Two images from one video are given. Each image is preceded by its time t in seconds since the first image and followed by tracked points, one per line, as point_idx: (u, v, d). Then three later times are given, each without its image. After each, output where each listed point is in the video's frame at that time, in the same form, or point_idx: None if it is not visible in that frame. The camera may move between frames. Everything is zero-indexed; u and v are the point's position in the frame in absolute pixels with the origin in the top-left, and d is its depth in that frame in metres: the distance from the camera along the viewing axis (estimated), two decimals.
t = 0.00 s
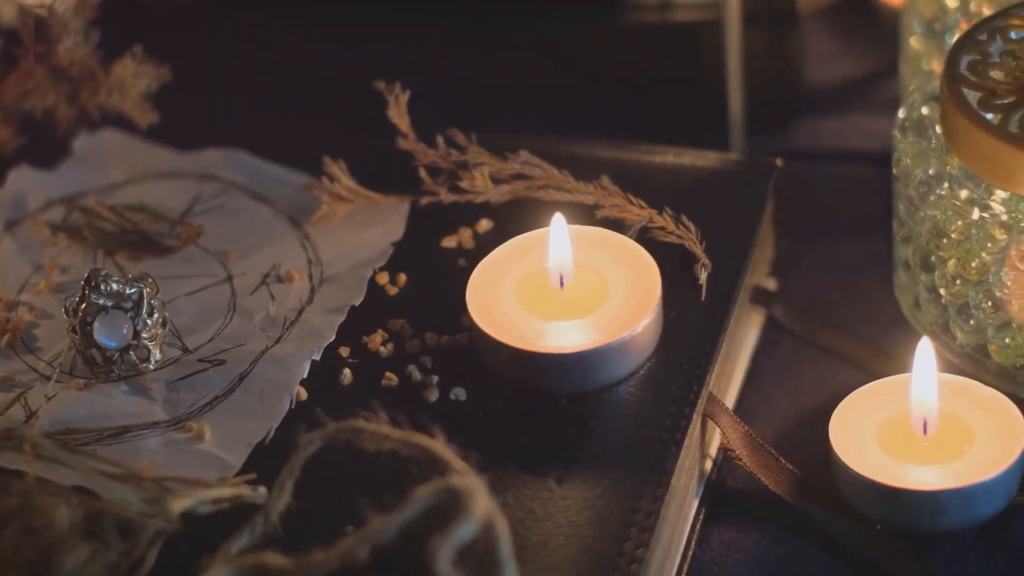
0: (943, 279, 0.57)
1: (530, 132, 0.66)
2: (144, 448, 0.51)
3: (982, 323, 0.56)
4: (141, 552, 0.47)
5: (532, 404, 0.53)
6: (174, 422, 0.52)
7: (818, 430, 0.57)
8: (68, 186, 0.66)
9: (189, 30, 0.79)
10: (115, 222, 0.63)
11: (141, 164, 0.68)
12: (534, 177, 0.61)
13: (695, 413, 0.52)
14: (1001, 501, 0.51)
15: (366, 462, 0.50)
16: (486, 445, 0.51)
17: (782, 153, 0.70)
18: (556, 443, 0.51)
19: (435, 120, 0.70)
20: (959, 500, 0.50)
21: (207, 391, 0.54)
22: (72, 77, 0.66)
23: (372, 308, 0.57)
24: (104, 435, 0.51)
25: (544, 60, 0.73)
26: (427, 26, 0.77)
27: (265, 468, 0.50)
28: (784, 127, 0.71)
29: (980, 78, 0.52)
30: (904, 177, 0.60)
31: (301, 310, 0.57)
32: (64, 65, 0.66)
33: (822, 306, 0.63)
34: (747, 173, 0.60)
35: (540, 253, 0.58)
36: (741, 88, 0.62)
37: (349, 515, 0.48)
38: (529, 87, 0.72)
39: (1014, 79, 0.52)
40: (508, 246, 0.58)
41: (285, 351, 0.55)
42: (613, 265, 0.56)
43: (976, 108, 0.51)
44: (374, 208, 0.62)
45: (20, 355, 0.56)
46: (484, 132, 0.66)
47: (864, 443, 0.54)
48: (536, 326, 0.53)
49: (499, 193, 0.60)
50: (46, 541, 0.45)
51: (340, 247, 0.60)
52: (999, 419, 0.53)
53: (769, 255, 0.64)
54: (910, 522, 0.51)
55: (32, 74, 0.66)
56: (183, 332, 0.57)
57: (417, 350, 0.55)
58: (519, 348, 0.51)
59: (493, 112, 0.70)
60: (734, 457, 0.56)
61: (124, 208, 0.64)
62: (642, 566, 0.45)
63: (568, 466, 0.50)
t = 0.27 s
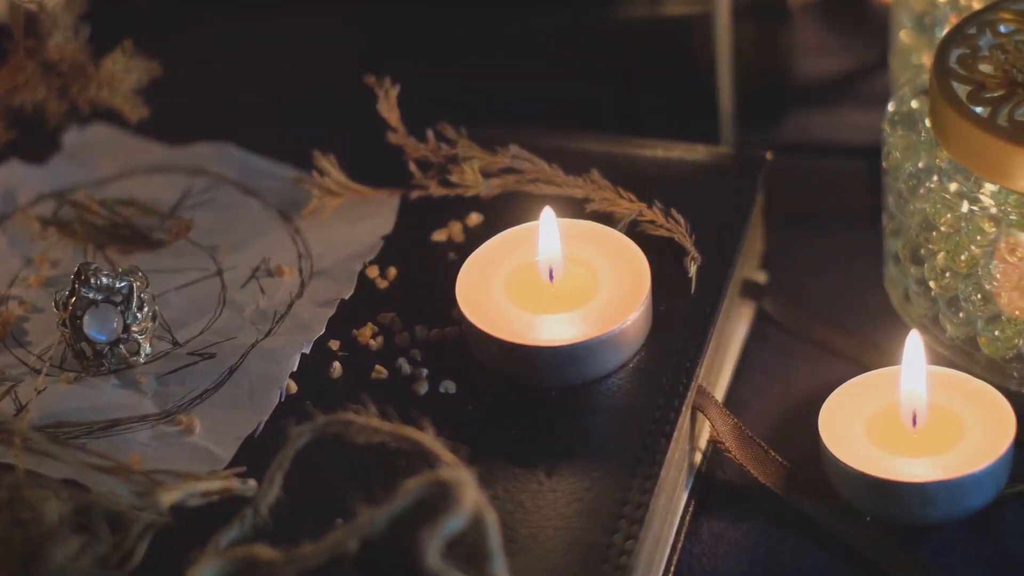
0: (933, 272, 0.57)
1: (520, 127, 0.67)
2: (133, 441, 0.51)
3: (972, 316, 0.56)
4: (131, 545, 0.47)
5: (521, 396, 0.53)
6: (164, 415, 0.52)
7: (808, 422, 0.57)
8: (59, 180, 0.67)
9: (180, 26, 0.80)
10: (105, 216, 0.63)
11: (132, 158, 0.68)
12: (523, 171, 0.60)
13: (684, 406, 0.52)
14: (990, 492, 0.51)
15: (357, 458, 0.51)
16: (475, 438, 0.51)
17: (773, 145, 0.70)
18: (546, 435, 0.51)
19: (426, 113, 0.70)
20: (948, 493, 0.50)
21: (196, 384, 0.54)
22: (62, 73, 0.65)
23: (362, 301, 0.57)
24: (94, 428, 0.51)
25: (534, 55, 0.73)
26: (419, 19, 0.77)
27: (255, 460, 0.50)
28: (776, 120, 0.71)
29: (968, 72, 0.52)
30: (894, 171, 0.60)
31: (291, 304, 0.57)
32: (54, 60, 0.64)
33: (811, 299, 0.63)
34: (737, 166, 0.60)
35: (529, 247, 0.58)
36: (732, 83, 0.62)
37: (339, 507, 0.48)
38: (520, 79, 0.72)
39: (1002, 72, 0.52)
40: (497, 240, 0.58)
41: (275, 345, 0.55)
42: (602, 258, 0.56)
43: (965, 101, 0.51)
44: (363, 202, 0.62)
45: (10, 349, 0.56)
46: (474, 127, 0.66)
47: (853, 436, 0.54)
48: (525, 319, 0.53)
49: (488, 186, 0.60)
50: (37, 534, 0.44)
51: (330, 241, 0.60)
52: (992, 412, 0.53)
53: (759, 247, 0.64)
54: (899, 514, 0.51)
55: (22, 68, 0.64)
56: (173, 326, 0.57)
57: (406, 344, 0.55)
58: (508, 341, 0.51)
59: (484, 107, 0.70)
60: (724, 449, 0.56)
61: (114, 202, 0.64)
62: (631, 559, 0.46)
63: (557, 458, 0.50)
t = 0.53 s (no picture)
0: (926, 264, 0.58)
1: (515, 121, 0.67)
2: (127, 434, 0.51)
3: (965, 308, 0.56)
4: (124, 537, 0.47)
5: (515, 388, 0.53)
6: (157, 408, 0.52)
7: (801, 414, 0.57)
8: (54, 173, 0.67)
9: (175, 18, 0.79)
10: (100, 209, 0.64)
11: (126, 152, 0.68)
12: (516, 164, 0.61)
13: (677, 398, 0.52)
14: (983, 484, 0.51)
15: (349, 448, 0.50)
16: (469, 430, 0.51)
17: (767, 139, 0.70)
18: (539, 427, 0.51)
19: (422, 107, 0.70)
20: (940, 484, 0.50)
21: (190, 376, 0.54)
22: (56, 65, 0.68)
23: (356, 294, 0.57)
24: (88, 421, 0.51)
25: (529, 53, 0.74)
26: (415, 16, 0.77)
27: (249, 452, 0.50)
28: (770, 114, 0.72)
29: (961, 65, 0.52)
30: (887, 163, 0.60)
31: (285, 297, 0.57)
32: (48, 54, 0.67)
33: (805, 292, 0.63)
34: (730, 158, 0.61)
35: (522, 240, 0.58)
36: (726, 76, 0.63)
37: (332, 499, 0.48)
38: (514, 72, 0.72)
39: (995, 65, 0.52)
40: (491, 233, 0.58)
41: (269, 337, 0.55)
42: (596, 251, 0.56)
43: (957, 94, 0.51)
44: (357, 195, 0.62)
45: (4, 343, 0.56)
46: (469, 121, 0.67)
47: (846, 427, 0.54)
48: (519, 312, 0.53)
49: (482, 179, 0.61)
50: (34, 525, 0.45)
51: (324, 234, 0.60)
52: (985, 404, 0.53)
53: (753, 240, 0.64)
54: (892, 505, 0.51)
55: (17, 63, 0.67)
56: (167, 319, 0.57)
57: (400, 336, 0.55)
58: (502, 333, 0.51)
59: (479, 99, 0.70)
60: (717, 441, 0.56)
61: (108, 195, 0.64)
62: (623, 551, 0.46)
63: (551, 450, 0.50)
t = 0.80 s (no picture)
0: (920, 254, 0.58)
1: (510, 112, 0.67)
2: (122, 423, 0.51)
3: (960, 298, 0.57)
4: (119, 525, 0.47)
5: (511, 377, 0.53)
6: (153, 397, 0.52)
7: (796, 404, 0.58)
8: (50, 164, 0.67)
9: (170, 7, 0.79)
10: (96, 200, 0.64)
11: (122, 143, 0.68)
12: (511, 154, 0.63)
13: (672, 387, 0.52)
14: (978, 472, 0.51)
15: (345, 436, 0.50)
16: (465, 419, 0.51)
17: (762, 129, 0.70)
18: (534, 416, 0.51)
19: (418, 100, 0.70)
20: (935, 473, 0.50)
21: (185, 365, 0.54)
22: (52, 57, 0.68)
23: (351, 284, 0.57)
24: (83, 410, 0.51)
25: (524, 44, 0.74)
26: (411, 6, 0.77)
27: (244, 441, 0.50)
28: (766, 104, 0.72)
29: (955, 55, 0.52)
30: (882, 153, 0.60)
31: (281, 287, 0.57)
32: (44, 46, 0.67)
33: (800, 282, 0.63)
34: (723, 145, 0.62)
35: (517, 229, 0.58)
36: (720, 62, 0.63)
37: (328, 487, 0.48)
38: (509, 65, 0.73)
39: (989, 54, 0.52)
40: (486, 223, 0.58)
41: (264, 327, 0.55)
42: (590, 240, 0.56)
43: (952, 83, 0.51)
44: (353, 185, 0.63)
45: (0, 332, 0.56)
46: (464, 112, 0.67)
47: (842, 417, 0.54)
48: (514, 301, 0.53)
49: (477, 169, 0.62)
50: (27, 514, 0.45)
51: (319, 224, 0.60)
52: (979, 393, 0.53)
53: (748, 230, 0.65)
54: (888, 495, 0.51)
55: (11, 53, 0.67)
56: (163, 308, 0.57)
57: (396, 325, 0.55)
58: (497, 322, 0.51)
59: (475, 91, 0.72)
60: (713, 431, 0.56)
61: (104, 185, 0.65)
62: (618, 539, 0.46)
63: (546, 439, 0.50)
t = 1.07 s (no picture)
0: (918, 243, 0.58)
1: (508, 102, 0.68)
2: (121, 411, 0.51)
3: (957, 287, 0.57)
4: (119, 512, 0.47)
5: (509, 365, 0.53)
6: (152, 385, 0.52)
7: (794, 392, 0.58)
8: (49, 154, 0.67)
9: None
10: (95, 189, 0.64)
11: (120, 133, 0.69)
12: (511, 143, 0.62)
13: (670, 374, 0.52)
14: (975, 460, 0.51)
15: (343, 424, 0.50)
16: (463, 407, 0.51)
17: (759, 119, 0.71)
18: (532, 403, 0.51)
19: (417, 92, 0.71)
20: (933, 461, 0.50)
21: (184, 353, 0.54)
22: (50, 47, 0.68)
23: (350, 273, 0.57)
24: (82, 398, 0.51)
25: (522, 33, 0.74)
26: None
27: (243, 430, 0.51)
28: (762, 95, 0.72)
29: (953, 44, 0.52)
30: (879, 143, 0.60)
31: (279, 275, 0.57)
32: (43, 36, 0.68)
33: (797, 272, 0.63)
34: (721, 135, 0.62)
35: (515, 218, 0.58)
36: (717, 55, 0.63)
37: (326, 474, 0.48)
38: (507, 54, 0.73)
39: (987, 43, 0.52)
40: (484, 212, 0.59)
41: (263, 315, 0.55)
42: (588, 229, 0.57)
43: (949, 72, 0.51)
44: (351, 175, 0.63)
45: None
46: (462, 104, 0.68)
47: (839, 405, 0.54)
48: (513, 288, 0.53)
49: (475, 158, 0.62)
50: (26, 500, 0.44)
51: (318, 214, 0.61)
52: (976, 380, 0.53)
53: (746, 220, 0.65)
54: (885, 483, 0.51)
55: (11, 44, 0.67)
56: (161, 297, 0.57)
57: (394, 314, 0.55)
58: (496, 309, 0.52)
59: (474, 84, 0.72)
60: (711, 419, 0.56)
61: (103, 175, 0.65)
62: (616, 527, 0.46)
63: (544, 426, 0.50)
